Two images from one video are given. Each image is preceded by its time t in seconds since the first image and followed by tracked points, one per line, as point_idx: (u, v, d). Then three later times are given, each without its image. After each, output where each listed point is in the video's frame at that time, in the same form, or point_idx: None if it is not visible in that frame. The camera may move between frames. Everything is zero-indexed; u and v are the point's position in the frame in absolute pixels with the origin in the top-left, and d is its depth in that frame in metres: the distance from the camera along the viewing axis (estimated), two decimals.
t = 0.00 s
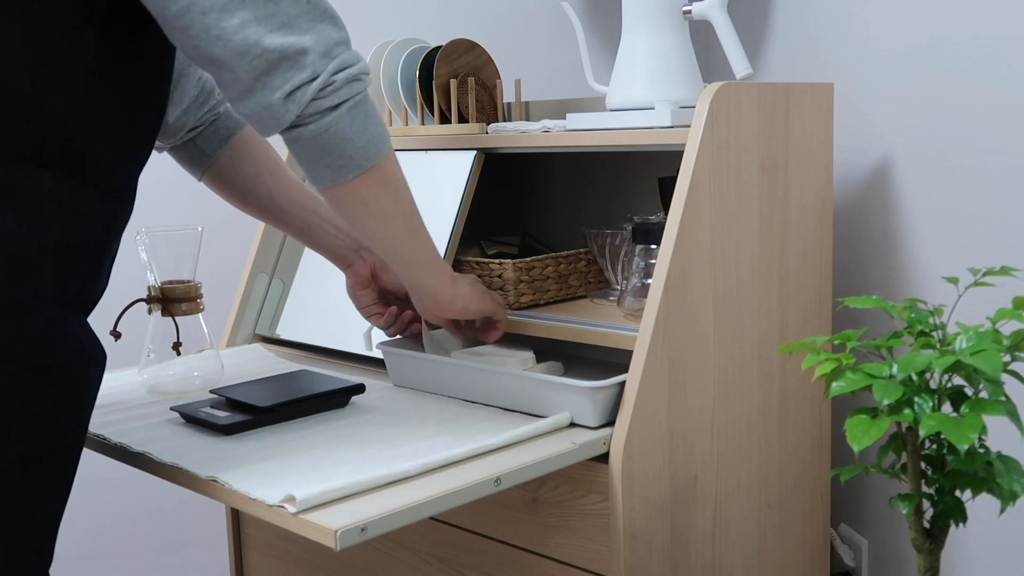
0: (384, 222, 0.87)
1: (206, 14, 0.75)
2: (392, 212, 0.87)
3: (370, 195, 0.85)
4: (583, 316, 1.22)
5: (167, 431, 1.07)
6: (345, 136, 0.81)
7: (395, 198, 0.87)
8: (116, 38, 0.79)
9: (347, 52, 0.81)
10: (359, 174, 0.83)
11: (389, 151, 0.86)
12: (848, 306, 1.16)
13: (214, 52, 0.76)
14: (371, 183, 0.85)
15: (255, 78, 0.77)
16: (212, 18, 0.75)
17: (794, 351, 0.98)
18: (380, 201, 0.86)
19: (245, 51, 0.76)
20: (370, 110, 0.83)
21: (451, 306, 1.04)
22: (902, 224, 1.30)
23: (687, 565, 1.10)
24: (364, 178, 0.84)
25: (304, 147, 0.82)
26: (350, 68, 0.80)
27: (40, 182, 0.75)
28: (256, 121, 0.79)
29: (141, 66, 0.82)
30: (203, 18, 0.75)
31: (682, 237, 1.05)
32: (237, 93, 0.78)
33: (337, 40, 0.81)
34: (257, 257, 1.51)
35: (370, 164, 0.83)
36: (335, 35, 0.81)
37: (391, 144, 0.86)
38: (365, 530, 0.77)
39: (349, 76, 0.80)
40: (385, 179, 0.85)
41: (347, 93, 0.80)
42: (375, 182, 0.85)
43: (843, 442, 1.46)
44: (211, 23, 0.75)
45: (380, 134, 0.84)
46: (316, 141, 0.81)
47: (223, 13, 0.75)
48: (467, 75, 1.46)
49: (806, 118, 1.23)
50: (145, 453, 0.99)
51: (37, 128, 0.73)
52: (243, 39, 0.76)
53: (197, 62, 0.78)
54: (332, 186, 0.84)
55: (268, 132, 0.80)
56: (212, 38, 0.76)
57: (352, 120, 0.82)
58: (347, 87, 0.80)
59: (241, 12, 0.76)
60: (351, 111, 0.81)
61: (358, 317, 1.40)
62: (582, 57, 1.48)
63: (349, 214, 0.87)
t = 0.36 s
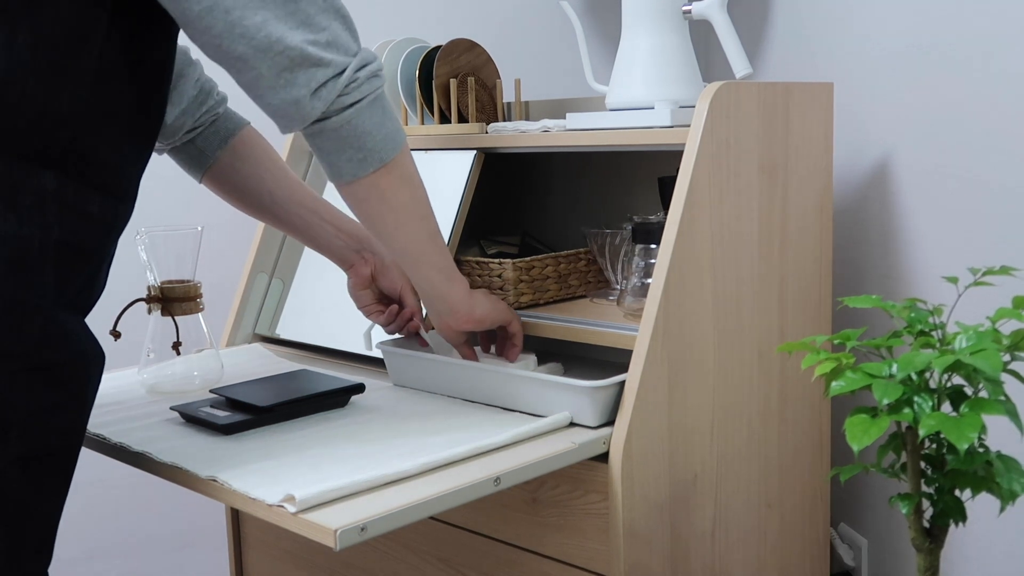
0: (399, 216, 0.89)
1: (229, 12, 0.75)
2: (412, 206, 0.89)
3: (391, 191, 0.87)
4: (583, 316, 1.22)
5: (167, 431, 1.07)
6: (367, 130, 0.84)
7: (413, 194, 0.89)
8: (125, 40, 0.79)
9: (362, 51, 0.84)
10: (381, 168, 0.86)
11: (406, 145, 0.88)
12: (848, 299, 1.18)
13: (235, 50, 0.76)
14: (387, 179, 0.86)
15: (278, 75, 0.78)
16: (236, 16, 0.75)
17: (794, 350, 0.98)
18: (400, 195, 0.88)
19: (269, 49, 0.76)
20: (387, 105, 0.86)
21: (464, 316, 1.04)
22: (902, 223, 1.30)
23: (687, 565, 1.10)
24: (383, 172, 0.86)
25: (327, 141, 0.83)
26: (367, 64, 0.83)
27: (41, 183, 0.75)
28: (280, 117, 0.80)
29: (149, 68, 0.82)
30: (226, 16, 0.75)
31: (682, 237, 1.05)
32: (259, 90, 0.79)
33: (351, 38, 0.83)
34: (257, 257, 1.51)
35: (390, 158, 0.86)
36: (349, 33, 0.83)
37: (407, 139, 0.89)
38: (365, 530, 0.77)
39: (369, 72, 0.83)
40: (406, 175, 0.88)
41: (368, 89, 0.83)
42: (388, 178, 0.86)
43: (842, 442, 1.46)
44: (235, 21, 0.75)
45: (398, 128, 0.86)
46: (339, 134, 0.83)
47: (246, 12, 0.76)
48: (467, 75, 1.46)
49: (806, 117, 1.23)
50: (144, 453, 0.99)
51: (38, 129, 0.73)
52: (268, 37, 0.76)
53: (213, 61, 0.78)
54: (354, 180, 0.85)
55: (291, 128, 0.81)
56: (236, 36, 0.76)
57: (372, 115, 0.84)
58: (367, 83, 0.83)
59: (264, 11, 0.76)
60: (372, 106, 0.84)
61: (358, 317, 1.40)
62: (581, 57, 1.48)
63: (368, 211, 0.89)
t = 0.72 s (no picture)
0: (402, 214, 0.90)
1: (232, 12, 0.75)
2: (415, 203, 0.90)
3: (394, 188, 0.88)
4: (583, 315, 1.22)
5: (167, 431, 1.06)
6: (371, 126, 0.84)
7: (417, 191, 0.89)
8: (126, 40, 0.79)
9: (364, 48, 0.84)
10: (384, 164, 0.86)
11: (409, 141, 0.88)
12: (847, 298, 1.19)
13: (238, 50, 0.76)
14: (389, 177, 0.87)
15: (282, 74, 0.78)
16: (239, 15, 0.75)
17: (794, 350, 0.98)
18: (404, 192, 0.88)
19: (273, 48, 0.76)
20: (390, 100, 0.86)
21: (467, 313, 1.04)
22: (902, 223, 1.30)
23: (686, 565, 1.11)
24: (387, 169, 0.86)
25: (330, 138, 0.83)
26: (370, 61, 0.83)
27: (42, 183, 0.75)
28: (284, 115, 0.79)
29: (150, 68, 0.82)
30: (228, 16, 0.75)
31: (682, 237, 1.05)
32: (262, 90, 0.79)
33: (353, 35, 0.83)
34: (257, 257, 1.50)
35: (393, 155, 0.86)
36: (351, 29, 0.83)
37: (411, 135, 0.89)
38: (365, 529, 0.77)
39: (371, 70, 0.82)
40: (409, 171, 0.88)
41: (371, 86, 0.83)
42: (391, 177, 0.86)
43: (842, 442, 1.46)
44: (237, 21, 0.75)
45: (400, 123, 0.86)
46: (342, 132, 0.83)
47: (249, 12, 0.76)
48: (467, 74, 1.46)
49: (806, 117, 1.23)
50: (145, 452, 0.99)
51: (38, 129, 0.73)
52: (270, 36, 0.76)
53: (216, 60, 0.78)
54: (357, 177, 0.86)
55: (294, 126, 0.81)
56: (239, 36, 0.75)
57: (376, 112, 0.84)
58: (370, 80, 0.83)
59: (267, 11, 0.76)
60: (374, 103, 0.84)
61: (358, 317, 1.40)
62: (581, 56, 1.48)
63: (371, 208, 0.89)
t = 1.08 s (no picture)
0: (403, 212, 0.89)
1: (229, 14, 0.75)
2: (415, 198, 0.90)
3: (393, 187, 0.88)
4: (584, 315, 1.21)
5: (167, 431, 1.06)
6: (370, 126, 0.83)
7: (417, 191, 0.89)
8: (125, 40, 0.79)
9: (362, 48, 0.84)
10: (384, 163, 0.85)
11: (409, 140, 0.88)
12: (844, 298, 1.18)
13: (238, 53, 0.76)
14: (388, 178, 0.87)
15: (280, 76, 0.78)
16: (236, 18, 0.75)
17: (794, 350, 0.98)
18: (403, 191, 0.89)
19: (270, 50, 0.76)
20: (388, 99, 0.86)
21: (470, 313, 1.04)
22: (902, 223, 1.30)
23: (687, 564, 1.11)
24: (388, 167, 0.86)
25: (328, 139, 0.83)
26: (368, 62, 0.83)
27: (42, 183, 0.75)
28: (282, 117, 0.79)
29: (148, 68, 0.83)
30: (226, 19, 0.75)
31: (683, 237, 1.05)
32: (263, 93, 0.79)
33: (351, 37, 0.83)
34: (257, 257, 1.50)
35: (392, 154, 0.86)
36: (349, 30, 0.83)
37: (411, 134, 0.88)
38: (365, 529, 0.77)
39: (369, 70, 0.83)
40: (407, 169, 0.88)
41: (369, 85, 0.83)
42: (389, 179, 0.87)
43: (842, 442, 1.46)
44: (235, 23, 0.75)
45: (399, 122, 0.86)
46: (341, 133, 0.83)
47: (249, 15, 0.76)
48: (467, 74, 1.46)
49: (807, 117, 1.23)
50: (145, 452, 0.99)
51: (38, 129, 0.73)
52: (268, 38, 0.76)
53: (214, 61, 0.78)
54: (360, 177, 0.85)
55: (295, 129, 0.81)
56: (239, 40, 0.76)
57: (375, 112, 0.84)
58: (368, 79, 0.83)
59: (266, 15, 0.77)
60: (373, 104, 0.83)
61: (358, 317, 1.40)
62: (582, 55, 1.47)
63: (371, 208, 0.89)
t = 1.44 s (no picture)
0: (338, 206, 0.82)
1: (124, 33, 0.70)
2: (350, 185, 0.82)
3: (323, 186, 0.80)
4: (585, 315, 1.21)
5: (169, 431, 1.06)
6: (261, 152, 0.75)
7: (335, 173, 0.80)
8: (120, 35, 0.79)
9: (275, 70, 0.75)
10: (286, 186, 0.78)
11: (323, 159, 0.79)
12: (844, 298, 1.20)
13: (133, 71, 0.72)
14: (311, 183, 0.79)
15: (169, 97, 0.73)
16: (128, 37, 0.70)
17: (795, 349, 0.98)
18: (335, 186, 0.81)
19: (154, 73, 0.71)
20: (296, 121, 0.77)
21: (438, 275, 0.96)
22: (903, 223, 1.30)
23: (688, 564, 1.11)
24: (297, 187, 0.79)
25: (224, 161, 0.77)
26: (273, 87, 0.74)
27: (46, 181, 0.75)
28: (175, 137, 0.75)
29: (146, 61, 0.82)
30: (121, 37, 0.71)
31: (683, 237, 1.05)
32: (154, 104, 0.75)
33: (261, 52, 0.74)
34: (257, 257, 1.50)
35: (297, 176, 0.78)
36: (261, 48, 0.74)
37: (328, 153, 0.79)
38: (366, 529, 0.77)
39: (261, 93, 0.73)
40: (333, 166, 0.80)
41: (260, 110, 0.74)
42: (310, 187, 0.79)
43: (843, 442, 1.46)
44: (129, 42, 0.71)
45: (308, 147, 0.77)
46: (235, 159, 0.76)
47: (141, 36, 0.70)
48: (468, 74, 1.46)
49: (807, 116, 1.23)
50: (147, 452, 0.99)
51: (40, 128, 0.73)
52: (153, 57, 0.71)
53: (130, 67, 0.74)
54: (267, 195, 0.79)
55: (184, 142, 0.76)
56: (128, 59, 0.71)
57: (272, 137, 0.75)
58: (261, 104, 0.74)
59: (155, 34, 0.70)
60: (273, 133, 0.75)
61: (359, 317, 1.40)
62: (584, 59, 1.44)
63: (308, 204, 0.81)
